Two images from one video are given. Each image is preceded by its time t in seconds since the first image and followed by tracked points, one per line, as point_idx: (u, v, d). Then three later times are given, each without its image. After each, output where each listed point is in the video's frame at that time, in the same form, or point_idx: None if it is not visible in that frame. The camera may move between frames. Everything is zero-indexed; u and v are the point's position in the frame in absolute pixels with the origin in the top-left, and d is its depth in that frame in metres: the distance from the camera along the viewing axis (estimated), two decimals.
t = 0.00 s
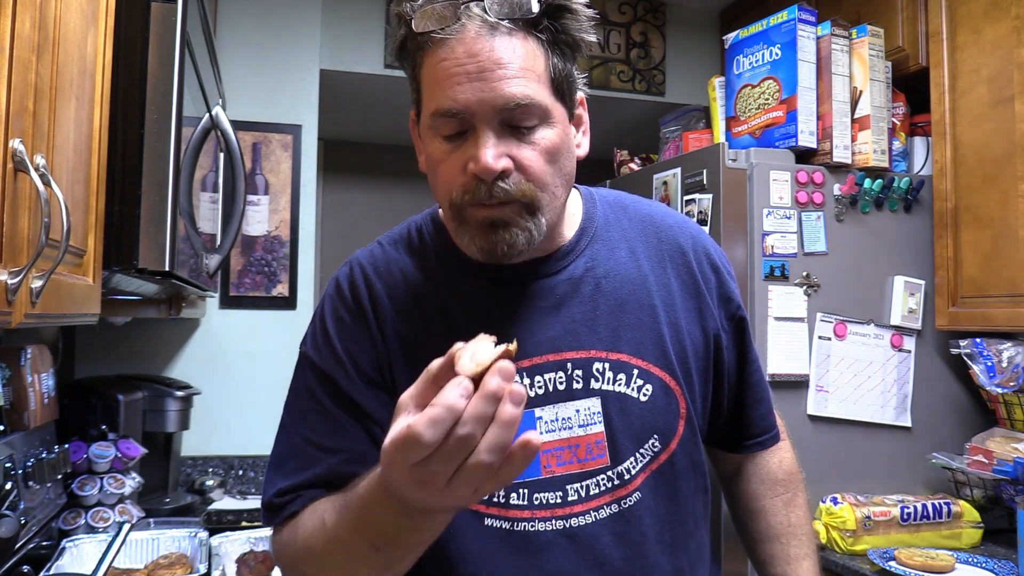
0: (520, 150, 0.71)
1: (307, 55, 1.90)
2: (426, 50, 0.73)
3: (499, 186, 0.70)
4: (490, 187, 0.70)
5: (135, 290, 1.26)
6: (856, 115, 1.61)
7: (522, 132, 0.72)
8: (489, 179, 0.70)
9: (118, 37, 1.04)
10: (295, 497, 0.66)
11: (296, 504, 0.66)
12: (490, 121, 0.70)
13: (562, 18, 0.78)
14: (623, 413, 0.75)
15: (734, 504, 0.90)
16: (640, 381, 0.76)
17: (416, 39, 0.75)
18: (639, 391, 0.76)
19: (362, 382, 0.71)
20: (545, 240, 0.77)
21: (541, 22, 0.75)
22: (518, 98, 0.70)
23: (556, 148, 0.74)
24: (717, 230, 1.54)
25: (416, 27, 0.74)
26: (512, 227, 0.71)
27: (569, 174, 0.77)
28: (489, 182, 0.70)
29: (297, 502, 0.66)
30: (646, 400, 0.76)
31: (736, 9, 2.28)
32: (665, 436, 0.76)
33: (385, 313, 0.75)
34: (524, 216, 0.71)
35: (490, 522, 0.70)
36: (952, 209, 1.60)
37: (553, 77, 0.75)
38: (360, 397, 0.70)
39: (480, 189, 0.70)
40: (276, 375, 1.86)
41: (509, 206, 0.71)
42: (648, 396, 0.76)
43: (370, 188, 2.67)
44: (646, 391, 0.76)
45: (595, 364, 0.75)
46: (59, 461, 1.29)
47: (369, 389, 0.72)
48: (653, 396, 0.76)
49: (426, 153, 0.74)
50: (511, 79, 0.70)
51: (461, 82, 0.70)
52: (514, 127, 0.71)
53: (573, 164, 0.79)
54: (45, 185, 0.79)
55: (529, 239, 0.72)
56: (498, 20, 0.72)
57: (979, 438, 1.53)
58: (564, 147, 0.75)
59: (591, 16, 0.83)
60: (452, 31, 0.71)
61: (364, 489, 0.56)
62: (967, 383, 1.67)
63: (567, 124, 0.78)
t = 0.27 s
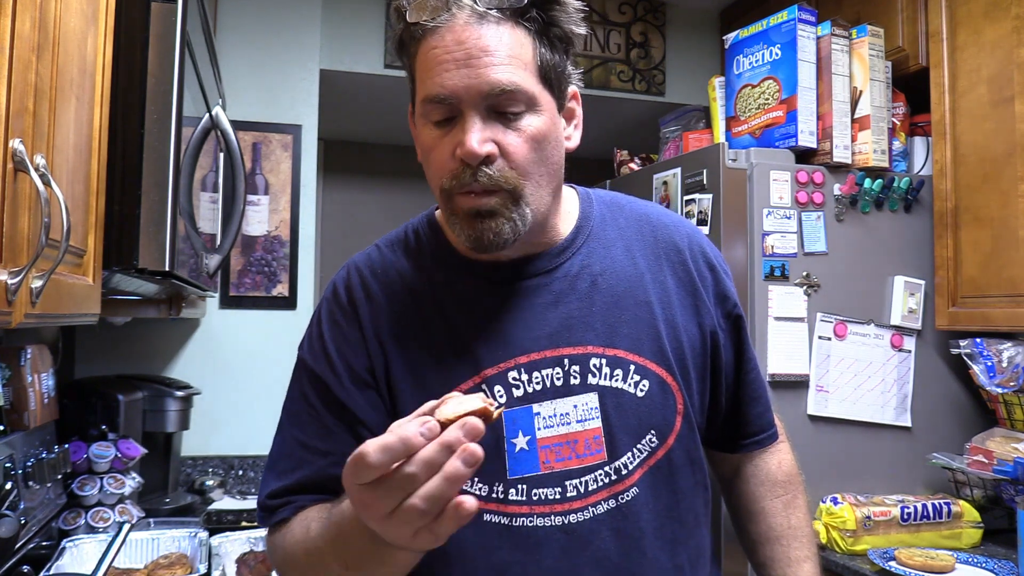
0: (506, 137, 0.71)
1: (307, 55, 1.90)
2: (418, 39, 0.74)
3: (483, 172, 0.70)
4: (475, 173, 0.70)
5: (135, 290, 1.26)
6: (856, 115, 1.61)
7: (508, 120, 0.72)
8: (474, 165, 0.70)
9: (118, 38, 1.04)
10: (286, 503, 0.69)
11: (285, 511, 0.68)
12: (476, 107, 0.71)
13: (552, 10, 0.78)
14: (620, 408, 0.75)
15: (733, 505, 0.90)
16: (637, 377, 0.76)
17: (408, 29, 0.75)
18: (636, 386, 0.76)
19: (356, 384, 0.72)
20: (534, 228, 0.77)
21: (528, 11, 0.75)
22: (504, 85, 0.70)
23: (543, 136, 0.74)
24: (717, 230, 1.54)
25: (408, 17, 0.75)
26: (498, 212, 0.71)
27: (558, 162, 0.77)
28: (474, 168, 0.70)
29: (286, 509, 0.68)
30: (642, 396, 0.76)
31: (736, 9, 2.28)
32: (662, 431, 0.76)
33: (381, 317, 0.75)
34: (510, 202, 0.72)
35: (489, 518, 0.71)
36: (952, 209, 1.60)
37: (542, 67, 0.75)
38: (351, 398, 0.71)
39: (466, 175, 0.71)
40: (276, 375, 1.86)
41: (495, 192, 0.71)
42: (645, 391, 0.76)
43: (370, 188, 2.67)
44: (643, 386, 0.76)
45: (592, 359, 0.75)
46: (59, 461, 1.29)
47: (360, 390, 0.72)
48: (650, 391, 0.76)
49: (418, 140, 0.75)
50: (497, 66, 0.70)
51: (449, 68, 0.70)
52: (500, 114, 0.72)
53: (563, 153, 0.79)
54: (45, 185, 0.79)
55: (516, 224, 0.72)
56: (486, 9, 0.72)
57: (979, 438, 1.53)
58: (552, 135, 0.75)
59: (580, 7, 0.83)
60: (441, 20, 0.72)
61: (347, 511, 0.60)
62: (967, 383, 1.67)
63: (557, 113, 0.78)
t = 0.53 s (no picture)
0: (487, 131, 0.71)
1: (307, 55, 1.90)
2: (406, 38, 0.75)
3: (465, 166, 0.71)
4: (456, 166, 0.70)
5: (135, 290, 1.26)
6: (856, 115, 1.61)
7: (489, 114, 0.72)
8: (454, 159, 0.70)
9: (118, 38, 1.05)
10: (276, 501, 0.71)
11: (276, 508, 0.71)
12: (458, 102, 0.71)
13: (536, 7, 0.78)
14: (611, 403, 0.75)
15: (731, 507, 0.90)
16: (628, 372, 0.76)
17: (398, 29, 0.76)
18: (627, 382, 0.76)
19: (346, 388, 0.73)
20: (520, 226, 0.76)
21: (511, 7, 0.75)
22: (484, 79, 0.71)
23: (526, 130, 0.74)
24: (717, 230, 1.54)
25: (398, 16, 0.76)
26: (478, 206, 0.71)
27: (544, 159, 0.77)
28: (455, 162, 0.70)
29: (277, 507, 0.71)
30: (634, 391, 0.76)
31: (736, 9, 2.28)
32: (654, 426, 0.76)
33: (373, 319, 0.76)
34: (491, 197, 0.72)
35: (483, 513, 0.70)
36: (952, 209, 1.60)
37: (526, 62, 0.75)
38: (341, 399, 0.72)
39: (447, 168, 0.71)
40: (276, 375, 1.86)
41: (475, 186, 0.71)
42: (637, 386, 0.76)
43: (370, 189, 2.67)
44: (634, 382, 0.76)
45: (584, 355, 0.75)
46: (59, 461, 1.29)
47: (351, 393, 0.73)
48: (642, 386, 0.76)
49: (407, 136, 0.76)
50: (478, 61, 0.71)
51: (432, 64, 0.71)
52: (481, 108, 0.72)
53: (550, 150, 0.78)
54: (45, 185, 0.79)
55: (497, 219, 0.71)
56: (470, 5, 0.73)
57: (978, 438, 1.53)
58: (536, 130, 0.75)
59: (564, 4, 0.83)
60: (426, 17, 0.73)
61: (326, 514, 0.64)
62: (967, 383, 1.67)
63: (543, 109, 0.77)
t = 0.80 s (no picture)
0: (466, 126, 0.72)
1: (307, 55, 1.90)
2: (389, 43, 0.77)
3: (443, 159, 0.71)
4: (436, 161, 0.71)
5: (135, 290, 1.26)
6: (856, 115, 1.61)
7: (468, 110, 0.73)
8: (434, 154, 0.71)
9: (118, 38, 1.05)
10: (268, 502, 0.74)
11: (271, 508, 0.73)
12: (436, 99, 0.72)
13: (513, 9, 0.79)
14: (600, 398, 0.75)
15: (730, 505, 0.90)
16: (616, 368, 0.76)
17: (381, 35, 0.78)
18: (616, 377, 0.76)
19: (334, 389, 0.75)
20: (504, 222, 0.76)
21: (487, 8, 0.77)
22: (462, 76, 0.72)
23: (507, 125, 0.74)
24: (717, 230, 1.54)
25: (380, 23, 0.78)
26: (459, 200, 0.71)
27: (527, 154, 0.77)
28: (434, 155, 0.71)
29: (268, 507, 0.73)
30: (623, 386, 0.76)
31: (736, 9, 2.28)
32: (643, 421, 0.76)
33: (363, 322, 0.77)
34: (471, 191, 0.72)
35: (474, 509, 0.71)
36: (952, 208, 1.60)
37: (505, 60, 0.76)
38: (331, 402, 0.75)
39: (428, 163, 0.72)
40: (276, 375, 1.86)
41: (456, 180, 0.71)
42: (626, 381, 0.76)
43: (370, 188, 2.67)
44: (623, 377, 0.76)
45: (572, 351, 0.75)
46: (59, 461, 1.29)
47: (340, 396, 0.75)
48: (630, 381, 0.76)
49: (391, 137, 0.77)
50: (455, 59, 0.72)
51: (411, 64, 0.73)
52: (461, 105, 0.73)
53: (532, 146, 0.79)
54: (45, 185, 0.79)
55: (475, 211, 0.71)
56: (449, 8, 0.75)
57: (978, 438, 1.53)
58: (516, 125, 0.75)
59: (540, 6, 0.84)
60: (406, 20, 0.74)
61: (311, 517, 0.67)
62: (967, 383, 1.67)
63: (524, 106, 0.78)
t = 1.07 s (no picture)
0: (452, 122, 0.73)
1: (307, 55, 1.90)
2: (380, 48, 0.79)
3: (432, 154, 0.72)
4: (424, 157, 0.72)
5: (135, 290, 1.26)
6: (856, 115, 1.61)
7: (455, 107, 0.74)
8: (421, 150, 0.72)
9: (118, 39, 1.05)
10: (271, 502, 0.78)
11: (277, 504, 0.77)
12: (423, 96, 0.74)
13: (498, 7, 0.80)
14: (596, 393, 0.75)
15: (741, 505, 0.90)
16: (613, 362, 0.76)
17: (374, 41, 0.80)
18: (613, 371, 0.76)
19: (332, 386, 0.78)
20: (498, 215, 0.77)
21: (470, 8, 0.77)
22: (445, 74, 0.73)
23: (494, 119, 0.75)
24: (717, 230, 1.54)
25: (371, 29, 0.80)
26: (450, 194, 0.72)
27: (517, 147, 0.77)
28: (421, 151, 0.72)
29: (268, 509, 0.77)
30: (620, 380, 0.76)
31: (737, 9, 2.28)
32: (640, 416, 0.76)
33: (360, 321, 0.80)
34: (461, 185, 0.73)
35: (472, 504, 0.72)
36: (952, 208, 1.60)
37: (490, 56, 0.76)
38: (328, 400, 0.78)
39: (417, 159, 0.73)
40: (276, 375, 1.86)
41: (445, 174, 0.72)
42: (622, 376, 0.76)
43: (371, 188, 2.67)
44: (619, 371, 0.76)
45: (568, 346, 0.76)
46: (59, 461, 1.29)
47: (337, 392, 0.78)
48: (627, 376, 0.76)
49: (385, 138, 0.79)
50: (438, 58, 0.73)
51: (397, 66, 0.74)
52: (447, 102, 0.74)
53: (524, 139, 0.79)
54: (45, 185, 0.79)
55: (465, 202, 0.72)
56: (433, 9, 0.76)
57: (979, 438, 1.53)
58: (504, 119, 0.76)
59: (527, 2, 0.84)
60: (393, 24, 0.76)
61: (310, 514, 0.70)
62: (968, 383, 1.67)
63: (514, 100, 0.78)
